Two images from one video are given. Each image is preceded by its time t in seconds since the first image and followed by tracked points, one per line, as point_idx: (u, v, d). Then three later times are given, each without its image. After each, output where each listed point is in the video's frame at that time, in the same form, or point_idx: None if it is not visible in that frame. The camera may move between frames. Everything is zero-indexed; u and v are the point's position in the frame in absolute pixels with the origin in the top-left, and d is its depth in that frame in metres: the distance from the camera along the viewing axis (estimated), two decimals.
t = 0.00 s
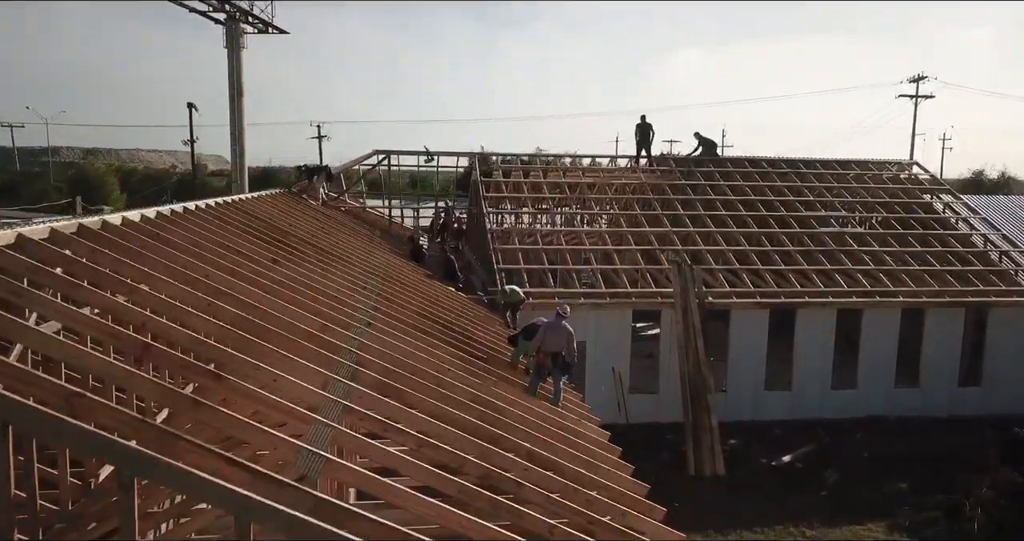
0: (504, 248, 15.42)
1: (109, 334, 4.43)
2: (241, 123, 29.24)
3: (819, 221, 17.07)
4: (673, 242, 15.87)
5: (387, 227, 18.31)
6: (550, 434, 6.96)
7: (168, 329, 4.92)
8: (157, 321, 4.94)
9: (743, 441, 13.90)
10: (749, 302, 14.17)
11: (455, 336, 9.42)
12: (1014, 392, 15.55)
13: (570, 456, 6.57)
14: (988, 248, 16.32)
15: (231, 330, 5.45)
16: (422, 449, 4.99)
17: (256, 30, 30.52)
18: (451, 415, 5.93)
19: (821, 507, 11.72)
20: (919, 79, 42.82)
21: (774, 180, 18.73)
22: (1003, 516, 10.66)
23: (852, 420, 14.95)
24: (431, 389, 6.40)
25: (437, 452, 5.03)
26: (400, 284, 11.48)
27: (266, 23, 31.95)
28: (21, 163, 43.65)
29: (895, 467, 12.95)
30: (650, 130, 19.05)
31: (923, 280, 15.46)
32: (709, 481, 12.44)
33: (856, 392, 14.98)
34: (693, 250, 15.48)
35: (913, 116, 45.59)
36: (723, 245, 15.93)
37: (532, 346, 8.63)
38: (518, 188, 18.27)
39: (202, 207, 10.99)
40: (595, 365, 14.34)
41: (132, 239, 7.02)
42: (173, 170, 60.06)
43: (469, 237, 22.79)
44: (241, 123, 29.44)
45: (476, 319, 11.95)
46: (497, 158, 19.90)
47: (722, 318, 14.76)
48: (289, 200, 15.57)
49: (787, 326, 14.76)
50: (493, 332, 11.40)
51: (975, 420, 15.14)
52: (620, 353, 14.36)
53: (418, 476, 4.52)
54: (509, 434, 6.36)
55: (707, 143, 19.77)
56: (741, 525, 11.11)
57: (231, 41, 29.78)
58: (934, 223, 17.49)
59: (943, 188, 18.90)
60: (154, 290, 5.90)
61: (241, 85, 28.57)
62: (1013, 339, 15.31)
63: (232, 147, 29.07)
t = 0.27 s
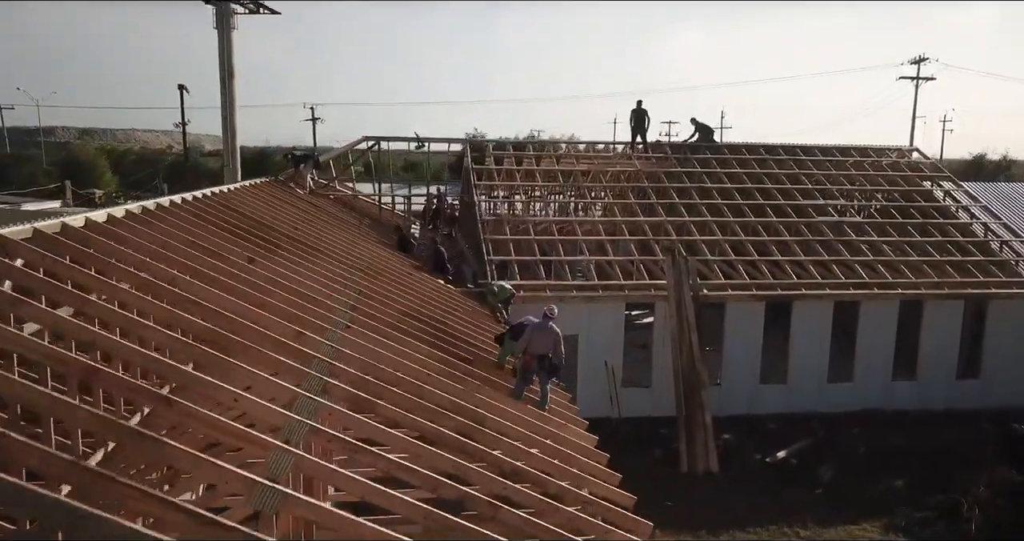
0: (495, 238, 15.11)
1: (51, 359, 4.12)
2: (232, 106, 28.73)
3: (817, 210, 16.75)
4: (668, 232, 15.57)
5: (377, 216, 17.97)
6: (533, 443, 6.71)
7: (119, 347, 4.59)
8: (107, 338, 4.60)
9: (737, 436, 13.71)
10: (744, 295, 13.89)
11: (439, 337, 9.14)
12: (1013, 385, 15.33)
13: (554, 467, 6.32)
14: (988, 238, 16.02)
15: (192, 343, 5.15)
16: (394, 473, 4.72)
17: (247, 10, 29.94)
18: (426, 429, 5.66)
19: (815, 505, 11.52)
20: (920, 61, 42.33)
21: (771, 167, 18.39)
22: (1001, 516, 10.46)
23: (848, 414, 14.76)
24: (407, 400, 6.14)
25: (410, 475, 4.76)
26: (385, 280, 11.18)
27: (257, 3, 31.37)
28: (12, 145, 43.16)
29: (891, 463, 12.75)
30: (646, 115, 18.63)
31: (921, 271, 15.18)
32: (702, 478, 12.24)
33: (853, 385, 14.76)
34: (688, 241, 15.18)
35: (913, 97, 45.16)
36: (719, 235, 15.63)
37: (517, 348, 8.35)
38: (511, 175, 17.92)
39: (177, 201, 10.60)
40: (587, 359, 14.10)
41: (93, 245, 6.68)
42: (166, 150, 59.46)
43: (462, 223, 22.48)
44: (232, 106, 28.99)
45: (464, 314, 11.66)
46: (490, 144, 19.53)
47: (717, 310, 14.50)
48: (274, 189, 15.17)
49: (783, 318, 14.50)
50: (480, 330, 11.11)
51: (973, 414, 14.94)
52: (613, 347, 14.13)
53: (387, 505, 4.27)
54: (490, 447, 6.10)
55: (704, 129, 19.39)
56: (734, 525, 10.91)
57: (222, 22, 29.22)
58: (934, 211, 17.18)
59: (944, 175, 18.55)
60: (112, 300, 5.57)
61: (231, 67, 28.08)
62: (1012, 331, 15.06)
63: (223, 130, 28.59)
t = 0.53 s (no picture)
0: (484, 230, 14.80)
1: None
2: (221, 90, 28.24)
3: (814, 200, 16.43)
4: (661, 223, 15.26)
5: (365, 205, 17.61)
6: (515, 454, 6.41)
7: (59, 371, 4.19)
8: (46, 362, 4.20)
9: (731, 432, 13.50)
10: (739, 288, 13.60)
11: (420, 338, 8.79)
12: (1011, 379, 15.09)
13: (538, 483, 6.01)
14: (988, 228, 15.72)
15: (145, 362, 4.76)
16: (357, 500, 4.43)
17: None
18: (397, 446, 5.34)
19: (809, 505, 11.30)
20: (921, 43, 41.83)
21: (768, 155, 18.04)
22: (998, 518, 10.23)
23: (843, 408, 14.54)
24: (380, 412, 5.83)
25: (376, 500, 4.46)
26: (366, 276, 10.81)
27: None
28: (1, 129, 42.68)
29: (886, 460, 12.54)
30: (640, 102, 18.21)
31: (920, 263, 14.89)
32: (694, 477, 12.01)
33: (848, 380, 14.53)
34: (681, 232, 14.87)
35: (913, 80, 44.72)
36: (713, 227, 15.32)
37: (498, 352, 8.03)
38: (501, 164, 17.57)
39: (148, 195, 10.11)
40: (578, 353, 13.81)
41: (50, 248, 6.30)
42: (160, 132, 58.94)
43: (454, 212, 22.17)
44: (223, 89, 28.55)
45: (451, 313, 11.33)
46: (481, 132, 19.16)
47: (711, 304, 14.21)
48: (254, 178, 14.68)
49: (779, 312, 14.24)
50: (465, 329, 10.78)
51: (970, 409, 14.73)
52: (605, 341, 13.84)
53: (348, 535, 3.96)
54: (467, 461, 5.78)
55: (700, 116, 18.99)
56: (726, 526, 10.69)
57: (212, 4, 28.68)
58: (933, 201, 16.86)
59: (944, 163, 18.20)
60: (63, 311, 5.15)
61: (221, 51, 27.61)
62: (1011, 324, 14.81)
63: (214, 115, 28.18)
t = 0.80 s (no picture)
0: (470, 222, 14.48)
1: None
2: (209, 72, 27.77)
3: (808, 190, 16.09)
4: (651, 214, 14.92)
5: (350, 195, 17.25)
6: (486, 473, 6.14)
7: None
8: None
9: (721, 429, 13.26)
10: (729, 282, 13.30)
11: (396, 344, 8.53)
12: (1007, 373, 14.83)
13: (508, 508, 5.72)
14: (985, 219, 15.39)
15: (81, 392, 4.51)
16: None
17: None
18: (357, 471, 5.06)
19: (797, 506, 11.07)
20: (922, 22, 41.18)
21: (762, 142, 17.66)
22: (990, 523, 10.00)
23: (835, 404, 14.31)
24: (340, 433, 5.55)
25: None
26: (346, 274, 10.55)
27: None
28: None
29: (877, 460, 12.31)
30: (632, 88, 17.77)
31: (915, 255, 14.57)
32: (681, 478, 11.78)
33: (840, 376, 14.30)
34: (672, 224, 14.54)
35: (914, 60, 44.08)
36: (705, 218, 14.98)
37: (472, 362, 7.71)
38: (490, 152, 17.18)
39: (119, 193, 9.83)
40: (565, 348, 13.54)
41: None
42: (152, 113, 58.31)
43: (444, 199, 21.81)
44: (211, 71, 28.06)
45: (432, 310, 11.05)
46: (470, 118, 18.74)
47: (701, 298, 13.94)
48: (234, 169, 14.32)
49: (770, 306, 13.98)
50: (447, 329, 10.52)
51: (964, 404, 14.49)
52: (592, 336, 13.56)
53: None
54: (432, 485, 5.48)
55: (694, 102, 18.57)
56: (712, 529, 10.46)
57: None
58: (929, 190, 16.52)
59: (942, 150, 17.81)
60: (0, 338, 4.95)
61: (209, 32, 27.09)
62: (1007, 318, 14.52)
63: (202, 99, 27.73)
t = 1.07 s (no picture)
0: (456, 216, 14.18)
1: None
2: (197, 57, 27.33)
3: (802, 182, 15.80)
4: (641, 208, 14.63)
5: (335, 188, 16.92)
6: (456, 494, 5.87)
7: None
8: None
9: (710, 427, 13.06)
10: (720, 279, 13.04)
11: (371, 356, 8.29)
12: (1001, 370, 14.60)
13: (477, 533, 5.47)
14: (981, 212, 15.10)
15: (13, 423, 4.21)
16: None
17: None
18: (314, 498, 4.87)
19: (786, 509, 10.86)
20: (921, 7, 40.67)
21: (756, 133, 17.34)
22: (982, 528, 9.79)
23: (827, 401, 14.10)
24: (299, 456, 5.27)
25: None
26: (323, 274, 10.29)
27: None
28: None
29: (869, 460, 12.11)
30: (623, 76, 17.37)
31: (910, 250, 14.31)
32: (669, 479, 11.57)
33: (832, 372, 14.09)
34: (662, 218, 14.26)
35: (913, 45, 43.58)
36: (696, 212, 14.69)
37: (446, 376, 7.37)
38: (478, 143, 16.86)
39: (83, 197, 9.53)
40: (553, 345, 13.29)
41: None
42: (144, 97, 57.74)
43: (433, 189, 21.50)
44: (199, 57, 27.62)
45: (413, 310, 10.79)
46: (458, 107, 18.39)
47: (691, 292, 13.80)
48: (212, 161, 13.98)
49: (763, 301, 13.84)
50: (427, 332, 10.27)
51: (958, 401, 14.29)
52: (580, 332, 13.29)
53: None
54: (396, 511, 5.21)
55: (687, 91, 18.19)
56: (699, 533, 10.25)
57: None
58: (925, 182, 16.22)
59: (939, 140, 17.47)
60: None
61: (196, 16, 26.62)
62: (1002, 314, 14.29)
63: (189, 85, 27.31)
